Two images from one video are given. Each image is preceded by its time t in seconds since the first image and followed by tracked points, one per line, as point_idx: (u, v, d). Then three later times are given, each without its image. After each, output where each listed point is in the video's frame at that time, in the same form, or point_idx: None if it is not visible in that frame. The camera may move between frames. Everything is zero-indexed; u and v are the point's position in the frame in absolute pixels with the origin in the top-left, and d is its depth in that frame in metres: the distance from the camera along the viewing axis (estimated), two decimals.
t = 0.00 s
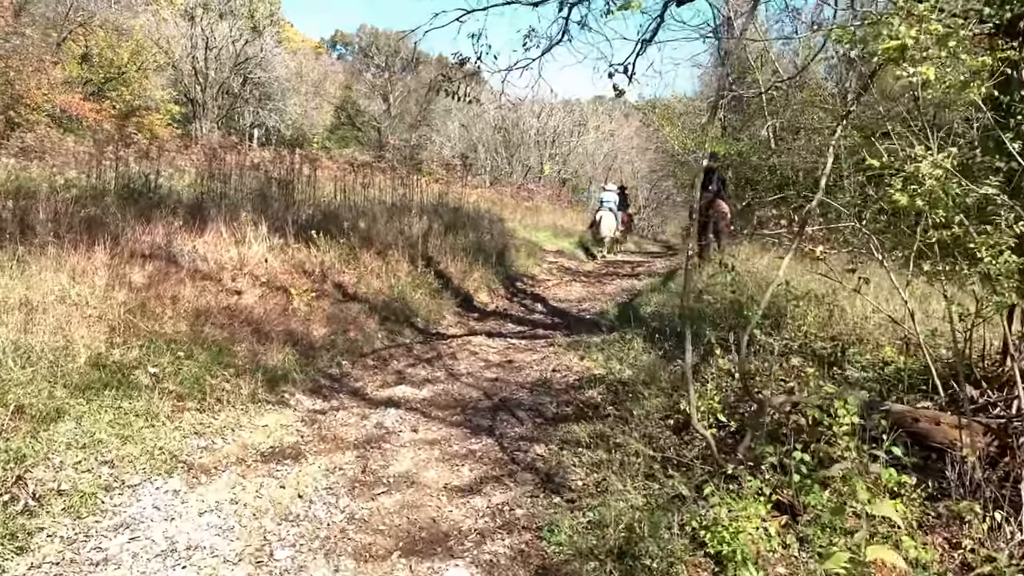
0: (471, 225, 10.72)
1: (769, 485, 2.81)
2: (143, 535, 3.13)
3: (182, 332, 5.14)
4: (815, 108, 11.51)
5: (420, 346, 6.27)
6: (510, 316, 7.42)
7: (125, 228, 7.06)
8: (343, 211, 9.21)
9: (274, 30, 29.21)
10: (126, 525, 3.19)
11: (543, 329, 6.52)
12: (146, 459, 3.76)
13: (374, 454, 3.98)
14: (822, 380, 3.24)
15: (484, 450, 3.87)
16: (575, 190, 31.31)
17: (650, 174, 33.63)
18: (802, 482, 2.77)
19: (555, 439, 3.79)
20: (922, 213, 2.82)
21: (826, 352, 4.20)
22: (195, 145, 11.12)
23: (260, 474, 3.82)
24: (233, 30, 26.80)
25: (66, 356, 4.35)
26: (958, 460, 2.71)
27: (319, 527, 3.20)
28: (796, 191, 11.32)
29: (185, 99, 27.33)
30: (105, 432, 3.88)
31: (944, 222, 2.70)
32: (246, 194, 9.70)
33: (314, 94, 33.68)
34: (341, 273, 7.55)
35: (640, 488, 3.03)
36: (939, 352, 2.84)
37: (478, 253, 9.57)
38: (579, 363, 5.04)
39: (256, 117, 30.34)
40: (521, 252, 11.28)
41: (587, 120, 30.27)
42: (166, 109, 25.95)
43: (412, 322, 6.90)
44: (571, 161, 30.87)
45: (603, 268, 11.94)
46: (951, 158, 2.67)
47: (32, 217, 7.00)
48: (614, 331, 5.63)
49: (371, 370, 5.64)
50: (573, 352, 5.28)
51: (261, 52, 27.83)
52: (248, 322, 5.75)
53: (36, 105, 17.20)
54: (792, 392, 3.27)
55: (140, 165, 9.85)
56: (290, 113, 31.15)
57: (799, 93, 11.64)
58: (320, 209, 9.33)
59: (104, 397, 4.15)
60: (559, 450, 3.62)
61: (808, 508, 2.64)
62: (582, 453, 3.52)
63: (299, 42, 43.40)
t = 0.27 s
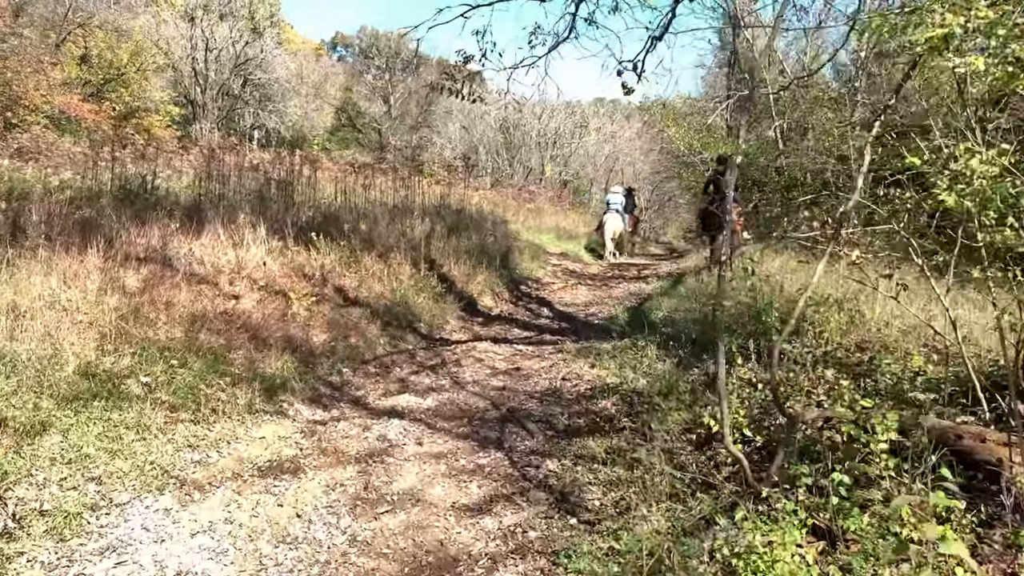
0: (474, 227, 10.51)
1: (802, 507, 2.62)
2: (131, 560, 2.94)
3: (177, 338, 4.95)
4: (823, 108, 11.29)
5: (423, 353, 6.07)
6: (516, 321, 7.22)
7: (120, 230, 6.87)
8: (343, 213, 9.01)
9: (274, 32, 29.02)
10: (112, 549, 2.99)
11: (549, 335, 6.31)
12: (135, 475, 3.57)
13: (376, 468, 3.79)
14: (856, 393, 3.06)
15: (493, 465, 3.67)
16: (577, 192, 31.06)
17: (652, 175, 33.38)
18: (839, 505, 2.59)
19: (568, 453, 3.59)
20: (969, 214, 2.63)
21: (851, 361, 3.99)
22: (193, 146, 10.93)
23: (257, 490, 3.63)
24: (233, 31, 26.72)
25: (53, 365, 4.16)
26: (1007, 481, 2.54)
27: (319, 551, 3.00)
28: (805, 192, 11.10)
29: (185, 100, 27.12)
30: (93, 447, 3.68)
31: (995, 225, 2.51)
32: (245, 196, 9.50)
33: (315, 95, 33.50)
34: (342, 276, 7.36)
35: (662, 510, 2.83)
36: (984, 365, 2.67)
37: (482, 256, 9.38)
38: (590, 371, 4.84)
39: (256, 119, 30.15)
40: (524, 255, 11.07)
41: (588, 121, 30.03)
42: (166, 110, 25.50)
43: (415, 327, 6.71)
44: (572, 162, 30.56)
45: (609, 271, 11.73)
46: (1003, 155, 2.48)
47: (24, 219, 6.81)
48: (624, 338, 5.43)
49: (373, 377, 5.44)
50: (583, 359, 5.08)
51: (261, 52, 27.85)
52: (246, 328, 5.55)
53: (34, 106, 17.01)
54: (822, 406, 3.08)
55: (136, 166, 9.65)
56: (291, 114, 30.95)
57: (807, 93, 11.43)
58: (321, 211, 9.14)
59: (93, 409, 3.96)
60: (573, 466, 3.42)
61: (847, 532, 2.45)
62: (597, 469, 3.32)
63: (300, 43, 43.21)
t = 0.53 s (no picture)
0: (477, 228, 10.32)
1: (841, 526, 2.43)
2: None
3: (171, 342, 4.76)
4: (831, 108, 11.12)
5: (427, 357, 5.88)
6: (522, 324, 7.01)
7: (115, 231, 6.69)
8: (344, 214, 8.82)
9: (275, 34, 28.90)
10: (99, 570, 2.81)
11: (557, 339, 6.12)
12: (126, 489, 3.38)
13: (380, 480, 3.59)
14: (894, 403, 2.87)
15: (503, 477, 3.48)
16: (578, 194, 30.89)
17: (653, 177, 33.22)
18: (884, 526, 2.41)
19: (582, 465, 3.40)
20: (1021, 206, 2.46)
21: (878, 366, 3.81)
22: (191, 145, 10.75)
23: (254, 504, 3.44)
24: (233, 32, 26.48)
25: (40, 372, 3.97)
26: None
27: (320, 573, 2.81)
28: (812, 193, 10.93)
29: (185, 102, 26.88)
30: (81, 459, 3.49)
31: None
32: (244, 196, 9.31)
33: (315, 97, 33.33)
34: (343, 278, 7.17)
35: (687, 529, 2.64)
36: None
37: (485, 258, 9.19)
38: (602, 377, 4.65)
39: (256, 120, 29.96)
40: (528, 257, 10.89)
41: (589, 123, 29.86)
42: (165, 111, 25.13)
43: (418, 331, 6.51)
44: (573, 164, 30.36)
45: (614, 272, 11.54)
46: None
47: (17, 220, 6.63)
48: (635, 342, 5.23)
49: (375, 383, 5.25)
50: (593, 364, 4.89)
51: (261, 53, 27.62)
52: (244, 332, 5.36)
53: (33, 107, 16.83)
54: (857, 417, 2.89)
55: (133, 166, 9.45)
56: (291, 116, 30.78)
57: (814, 92, 11.26)
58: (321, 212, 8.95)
59: (82, 418, 3.77)
60: (588, 480, 3.23)
61: (892, 555, 2.27)
62: (615, 483, 3.13)
63: (300, 45, 42.98)
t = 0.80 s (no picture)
0: (480, 231, 10.16)
1: (880, 550, 2.26)
2: None
3: (166, 348, 4.59)
4: (837, 109, 10.97)
5: (429, 363, 5.71)
6: (526, 329, 6.84)
7: (109, 234, 6.53)
8: (344, 216, 8.66)
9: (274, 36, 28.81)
10: None
11: (563, 344, 5.95)
12: (114, 506, 3.21)
13: (383, 495, 3.42)
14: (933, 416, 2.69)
15: (512, 492, 3.31)
16: (578, 197, 30.75)
17: (654, 179, 33.10)
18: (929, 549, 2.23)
19: (596, 480, 3.23)
20: None
21: (905, 375, 3.64)
22: (189, 147, 10.60)
23: (250, 521, 3.26)
24: (233, 35, 26.24)
25: (27, 381, 3.81)
26: None
27: None
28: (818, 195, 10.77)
29: (183, 104, 26.69)
30: (67, 473, 3.32)
31: None
32: (242, 198, 9.13)
33: (314, 100, 33.21)
34: (343, 282, 7.00)
35: (712, 552, 2.47)
36: None
37: (488, 261, 9.02)
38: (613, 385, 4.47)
39: (255, 122, 29.83)
40: (531, 260, 10.72)
41: (589, 125, 29.73)
42: (164, 113, 24.92)
43: (421, 336, 6.34)
44: (573, 166, 30.20)
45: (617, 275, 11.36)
46: None
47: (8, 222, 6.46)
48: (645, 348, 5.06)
49: (377, 390, 5.08)
50: (603, 371, 4.71)
51: (260, 57, 27.13)
52: (241, 338, 5.19)
53: (30, 109, 16.69)
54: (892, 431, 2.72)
55: (129, 168, 9.27)
56: (290, 118, 30.66)
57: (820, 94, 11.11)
58: (321, 214, 8.78)
59: (70, 430, 3.60)
60: (604, 496, 3.06)
61: None
62: (631, 500, 2.96)
63: (299, 47, 42.83)
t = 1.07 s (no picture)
0: (481, 232, 9.97)
1: None
2: None
3: (157, 354, 4.40)
4: (842, 109, 10.81)
5: (431, 368, 5.53)
6: (530, 332, 6.65)
7: (100, 235, 6.34)
8: (343, 217, 8.47)
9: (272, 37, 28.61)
10: None
11: (569, 349, 5.75)
12: (99, 524, 3.03)
13: (386, 510, 3.24)
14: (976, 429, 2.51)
15: (523, 507, 3.12)
16: (577, 198, 30.58)
17: (653, 181, 32.93)
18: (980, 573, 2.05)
19: (611, 495, 3.05)
20: None
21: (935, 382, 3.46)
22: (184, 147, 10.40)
23: (243, 538, 3.08)
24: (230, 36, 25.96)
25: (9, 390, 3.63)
26: None
27: None
28: (824, 196, 10.61)
29: (181, 106, 26.43)
30: (50, 488, 3.14)
31: None
32: (239, 199, 8.93)
33: (312, 101, 33.02)
34: (342, 285, 6.82)
35: None
36: None
37: (490, 263, 8.83)
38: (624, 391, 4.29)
39: (252, 124, 29.63)
40: (533, 261, 10.54)
41: (587, 127, 29.57)
42: (161, 115, 24.63)
43: (422, 340, 6.15)
44: (571, 168, 30.01)
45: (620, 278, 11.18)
46: None
47: None
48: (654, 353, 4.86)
49: (378, 397, 4.89)
50: (613, 377, 4.51)
51: (258, 57, 27.06)
52: (236, 343, 5.00)
53: (24, 110, 16.47)
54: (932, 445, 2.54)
55: (122, 168, 9.06)
56: (288, 120, 30.46)
57: (824, 93, 10.94)
58: (319, 215, 8.59)
59: (54, 442, 3.42)
60: (621, 513, 2.88)
61: None
62: (650, 518, 2.78)
63: (297, 49, 42.64)
